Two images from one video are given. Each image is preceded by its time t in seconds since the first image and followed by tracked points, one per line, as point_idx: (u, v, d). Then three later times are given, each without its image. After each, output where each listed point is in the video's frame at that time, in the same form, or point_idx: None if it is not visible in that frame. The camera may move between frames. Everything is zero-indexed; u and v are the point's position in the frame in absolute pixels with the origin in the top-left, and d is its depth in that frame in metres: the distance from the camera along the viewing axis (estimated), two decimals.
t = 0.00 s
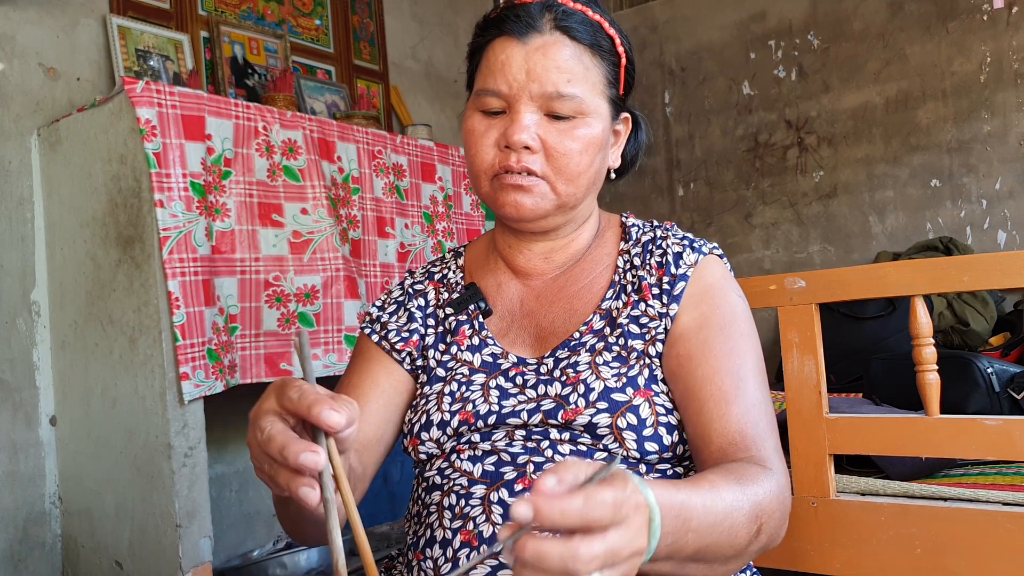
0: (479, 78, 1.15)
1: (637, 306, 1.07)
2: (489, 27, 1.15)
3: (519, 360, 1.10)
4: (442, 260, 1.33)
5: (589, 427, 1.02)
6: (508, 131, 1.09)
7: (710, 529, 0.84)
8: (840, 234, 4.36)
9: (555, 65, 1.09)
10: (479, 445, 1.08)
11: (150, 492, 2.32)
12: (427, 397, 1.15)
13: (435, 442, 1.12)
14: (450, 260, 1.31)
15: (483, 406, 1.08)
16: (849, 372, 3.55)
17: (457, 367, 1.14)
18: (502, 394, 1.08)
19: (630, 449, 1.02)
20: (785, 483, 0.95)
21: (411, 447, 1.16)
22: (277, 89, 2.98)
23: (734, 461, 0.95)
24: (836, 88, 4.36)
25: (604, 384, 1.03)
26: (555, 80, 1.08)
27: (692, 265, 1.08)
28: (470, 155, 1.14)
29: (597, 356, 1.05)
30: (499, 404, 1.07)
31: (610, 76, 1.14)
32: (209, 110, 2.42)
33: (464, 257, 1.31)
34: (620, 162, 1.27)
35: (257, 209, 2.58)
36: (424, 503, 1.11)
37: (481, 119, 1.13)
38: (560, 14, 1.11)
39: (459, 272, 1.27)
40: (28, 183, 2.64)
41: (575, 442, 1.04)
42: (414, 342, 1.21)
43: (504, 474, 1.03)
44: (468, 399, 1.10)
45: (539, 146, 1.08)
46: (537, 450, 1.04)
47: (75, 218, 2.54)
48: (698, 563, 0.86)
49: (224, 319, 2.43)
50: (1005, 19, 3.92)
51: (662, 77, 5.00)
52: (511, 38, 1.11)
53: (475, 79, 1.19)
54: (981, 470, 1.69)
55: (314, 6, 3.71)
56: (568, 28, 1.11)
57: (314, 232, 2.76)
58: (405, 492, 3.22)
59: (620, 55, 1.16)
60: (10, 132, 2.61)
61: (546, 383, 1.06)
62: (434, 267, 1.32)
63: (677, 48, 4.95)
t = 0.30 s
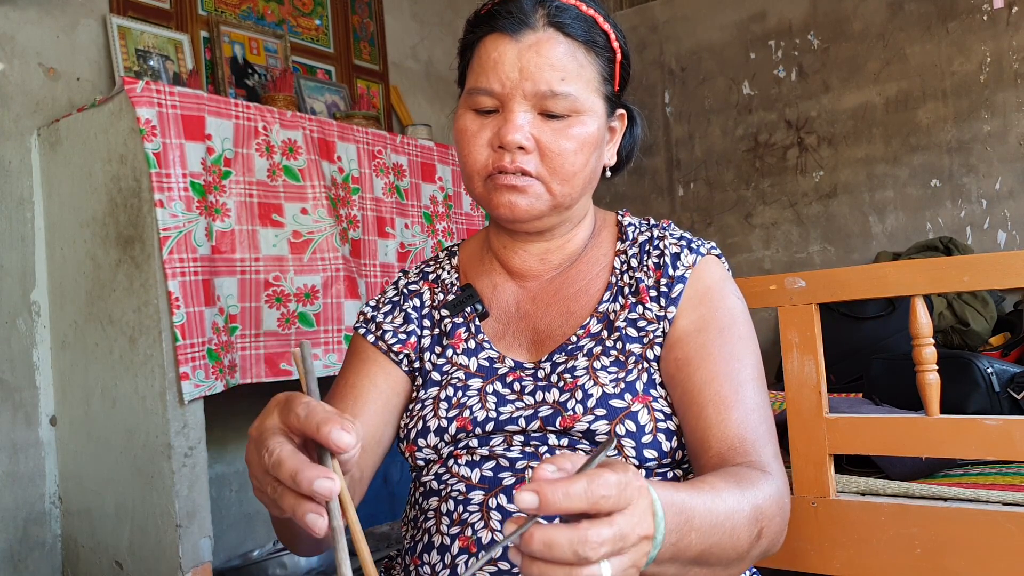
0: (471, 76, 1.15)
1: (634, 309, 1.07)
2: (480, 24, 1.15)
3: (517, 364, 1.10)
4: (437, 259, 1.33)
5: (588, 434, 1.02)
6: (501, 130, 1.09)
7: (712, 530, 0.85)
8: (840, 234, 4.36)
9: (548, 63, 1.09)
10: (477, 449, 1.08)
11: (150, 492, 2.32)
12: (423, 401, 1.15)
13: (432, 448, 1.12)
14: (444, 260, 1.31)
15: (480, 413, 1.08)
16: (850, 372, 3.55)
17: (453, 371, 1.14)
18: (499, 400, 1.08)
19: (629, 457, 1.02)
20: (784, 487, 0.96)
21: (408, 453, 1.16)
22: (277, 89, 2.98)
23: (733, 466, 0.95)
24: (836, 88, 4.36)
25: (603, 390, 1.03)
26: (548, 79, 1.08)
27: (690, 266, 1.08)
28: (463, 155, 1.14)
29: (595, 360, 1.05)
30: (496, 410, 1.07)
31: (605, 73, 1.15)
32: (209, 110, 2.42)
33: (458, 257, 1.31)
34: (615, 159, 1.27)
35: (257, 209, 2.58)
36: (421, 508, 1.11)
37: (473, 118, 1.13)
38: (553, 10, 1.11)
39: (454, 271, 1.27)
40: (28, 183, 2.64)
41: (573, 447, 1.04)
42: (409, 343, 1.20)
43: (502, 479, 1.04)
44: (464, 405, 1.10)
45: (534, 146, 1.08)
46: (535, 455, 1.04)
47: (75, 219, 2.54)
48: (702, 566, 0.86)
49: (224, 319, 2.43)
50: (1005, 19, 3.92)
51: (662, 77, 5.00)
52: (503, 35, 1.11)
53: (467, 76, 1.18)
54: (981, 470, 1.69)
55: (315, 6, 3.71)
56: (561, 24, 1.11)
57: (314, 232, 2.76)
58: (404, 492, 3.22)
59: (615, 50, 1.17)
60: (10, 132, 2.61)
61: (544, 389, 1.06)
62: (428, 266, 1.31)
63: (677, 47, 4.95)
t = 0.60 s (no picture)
0: (472, 78, 1.15)
1: (635, 308, 1.07)
2: (481, 25, 1.15)
3: (517, 363, 1.10)
4: (437, 259, 1.32)
5: (588, 434, 1.02)
6: (502, 131, 1.09)
7: (712, 531, 0.85)
8: (840, 234, 4.36)
9: (548, 64, 1.09)
10: (478, 450, 1.08)
11: (150, 492, 2.32)
12: (423, 401, 1.16)
13: (432, 448, 1.12)
14: (443, 259, 1.31)
15: (480, 412, 1.08)
16: (849, 372, 3.55)
17: (453, 371, 1.14)
18: (499, 400, 1.08)
19: (629, 457, 1.02)
20: (784, 488, 0.96)
21: (409, 453, 1.16)
22: (277, 89, 2.98)
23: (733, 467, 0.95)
24: (836, 88, 4.36)
25: (603, 390, 1.03)
26: (548, 80, 1.08)
27: (690, 266, 1.07)
28: (464, 156, 1.14)
29: (594, 360, 1.05)
30: (496, 410, 1.07)
31: (605, 73, 1.15)
32: (209, 110, 2.42)
33: (458, 257, 1.30)
34: (616, 159, 1.27)
35: (257, 209, 2.58)
36: (422, 508, 1.11)
37: (474, 118, 1.13)
38: (555, 11, 1.11)
39: (453, 271, 1.27)
40: (28, 183, 2.64)
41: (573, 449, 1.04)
42: (409, 343, 1.20)
43: (503, 479, 1.04)
44: (465, 404, 1.10)
45: (534, 146, 1.08)
46: (535, 455, 1.04)
47: (75, 219, 2.54)
48: (702, 567, 0.87)
49: (224, 319, 2.43)
50: (1005, 19, 3.92)
51: (662, 77, 5.01)
52: (504, 35, 1.11)
53: (467, 76, 1.18)
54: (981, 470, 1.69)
55: (314, 6, 3.71)
56: (562, 26, 1.11)
57: (314, 232, 2.76)
58: (404, 492, 3.22)
59: (615, 51, 1.17)
60: (10, 132, 2.61)
61: (544, 388, 1.06)
62: (427, 266, 1.31)
63: (677, 47, 4.95)
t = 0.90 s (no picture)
0: (475, 78, 1.15)
1: (636, 304, 1.07)
2: (484, 27, 1.15)
3: (518, 359, 1.10)
4: (440, 257, 1.33)
5: (588, 429, 1.02)
6: (504, 132, 1.09)
7: (708, 522, 0.85)
8: (840, 234, 4.36)
9: (550, 65, 1.09)
10: (478, 448, 1.08)
11: (150, 492, 2.32)
12: (425, 398, 1.16)
13: (433, 444, 1.12)
14: (447, 257, 1.31)
15: (481, 408, 1.08)
16: (849, 372, 3.55)
17: (454, 367, 1.14)
18: (500, 395, 1.08)
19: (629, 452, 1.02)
20: (783, 484, 0.96)
21: (409, 449, 1.16)
22: (277, 89, 2.98)
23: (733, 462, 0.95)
24: (836, 88, 4.36)
25: (604, 386, 1.03)
26: (550, 81, 1.08)
27: (691, 264, 1.08)
28: (466, 155, 1.14)
29: (595, 356, 1.05)
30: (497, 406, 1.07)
31: (607, 74, 1.14)
32: (209, 110, 2.42)
33: (460, 254, 1.30)
34: (618, 160, 1.27)
35: (257, 209, 2.58)
36: (423, 506, 1.11)
37: (477, 120, 1.13)
38: (556, 13, 1.11)
39: (455, 268, 1.27)
40: (28, 183, 2.64)
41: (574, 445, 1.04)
42: (412, 339, 1.21)
43: (503, 477, 1.04)
44: (466, 400, 1.10)
45: (537, 146, 1.08)
46: (535, 453, 1.04)
47: (75, 218, 2.54)
48: (698, 559, 0.86)
49: (224, 319, 2.43)
50: (1005, 19, 3.92)
51: (662, 77, 5.01)
52: (507, 37, 1.11)
53: (470, 77, 1.19)
54: (981, 470, 1.69)
55: (315, 6, 3.71)
56: (564, 26, 1.11)
57: (314, 232, 2.76)
58: (404, 492, 3.22)
59: (617, 53, 1.17)
60: (11, 132, 2.61)
61: (545, 384, 1.06)
62: (430, 264, 1.32)
63: (677, 47, 4.95)
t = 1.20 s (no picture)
0: (477, 78, 1.15)
1: (638, 301, 1.07)
2: (485, 27, 1.15)
3: (518, 355, 1.10)
4: (440, 255, 1.33)
5: (589, 425, 1.02)
6: (506, 131, 1.09)
7: (713, 518, 0.85)
8: (840, 234, 4.36)
9: (552, 65, 1.09)
10: (478, 446, 1.08)
11: (150, 492, 2.32)
12: (425, 396, 1.16)
13: (433, 441, 1.12)
14: (447, 256, 1.31)
15: (482, 404, 1.08)
16: (849, 372, 3.55)
17: (455, 363, 1.14)
18: (501, 391, 1.08)
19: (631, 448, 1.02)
20: (787, 480, 0.96)
21: (410, 447, 1.16)
22: (276, 89, 2.98)
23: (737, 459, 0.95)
24: (836, 88, 4.36)
25: (605, 382, 1.03)
26: (552, 80, 1.08)
27: (692, 261, 1.08)
28: (468, 154, 1.14)
29: (597, 353, 1.05)
30: (498, 402, 1.07)
31: (608, 73, 1.15)
32: (209, 110, 2.42)
33: (461, 253, 1.30)
34: (619, 159, 1.27)
35: (258, 209, 2.58)
36: (424, 505, 1.11)
37: (478, 119, 1.13)
38: (558, 13, 1.11)
39: (456, 266, 1.27)
40: (28, 183, 2.64)
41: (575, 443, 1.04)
42: (413, 337, 1.21)
43: (503, 477, 1.04)
44: (467, 397, 1.10)
45: (539, 146, 1.08)
46: (536, 450, 1.04)
47: (75, 218, 2.54)
48: (703, 555, 0.86)
49: (224, 319, 2.43)
50: (1005, 19, 3.92)
51: (662, 77, 5.01)
52: (508, 37, 1.11)
53: (471, 77, 1.19)
54: (981, 470, 1.69)
55: (314, 6, 3.71)
56: (565, 26, 1.11)
57: (314, 231, 2.76)
58: (404, 492, 3.22)
59: (618, 52, 1.17)
60: (11, 132, 2.61)
61: (546, 380, 1.06)
62: (431, 262, 1.32)
63: (677, 47, 4.95)
